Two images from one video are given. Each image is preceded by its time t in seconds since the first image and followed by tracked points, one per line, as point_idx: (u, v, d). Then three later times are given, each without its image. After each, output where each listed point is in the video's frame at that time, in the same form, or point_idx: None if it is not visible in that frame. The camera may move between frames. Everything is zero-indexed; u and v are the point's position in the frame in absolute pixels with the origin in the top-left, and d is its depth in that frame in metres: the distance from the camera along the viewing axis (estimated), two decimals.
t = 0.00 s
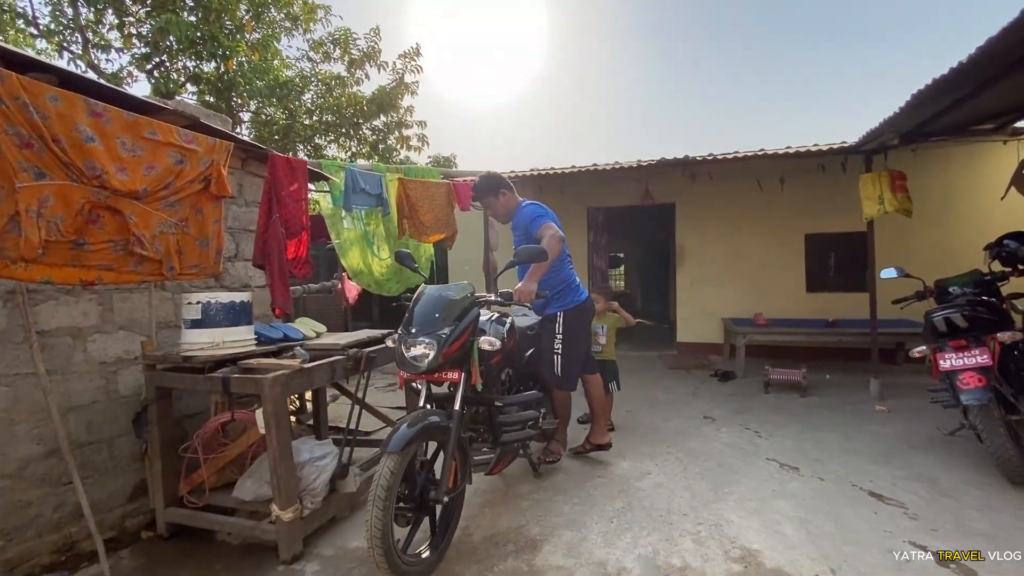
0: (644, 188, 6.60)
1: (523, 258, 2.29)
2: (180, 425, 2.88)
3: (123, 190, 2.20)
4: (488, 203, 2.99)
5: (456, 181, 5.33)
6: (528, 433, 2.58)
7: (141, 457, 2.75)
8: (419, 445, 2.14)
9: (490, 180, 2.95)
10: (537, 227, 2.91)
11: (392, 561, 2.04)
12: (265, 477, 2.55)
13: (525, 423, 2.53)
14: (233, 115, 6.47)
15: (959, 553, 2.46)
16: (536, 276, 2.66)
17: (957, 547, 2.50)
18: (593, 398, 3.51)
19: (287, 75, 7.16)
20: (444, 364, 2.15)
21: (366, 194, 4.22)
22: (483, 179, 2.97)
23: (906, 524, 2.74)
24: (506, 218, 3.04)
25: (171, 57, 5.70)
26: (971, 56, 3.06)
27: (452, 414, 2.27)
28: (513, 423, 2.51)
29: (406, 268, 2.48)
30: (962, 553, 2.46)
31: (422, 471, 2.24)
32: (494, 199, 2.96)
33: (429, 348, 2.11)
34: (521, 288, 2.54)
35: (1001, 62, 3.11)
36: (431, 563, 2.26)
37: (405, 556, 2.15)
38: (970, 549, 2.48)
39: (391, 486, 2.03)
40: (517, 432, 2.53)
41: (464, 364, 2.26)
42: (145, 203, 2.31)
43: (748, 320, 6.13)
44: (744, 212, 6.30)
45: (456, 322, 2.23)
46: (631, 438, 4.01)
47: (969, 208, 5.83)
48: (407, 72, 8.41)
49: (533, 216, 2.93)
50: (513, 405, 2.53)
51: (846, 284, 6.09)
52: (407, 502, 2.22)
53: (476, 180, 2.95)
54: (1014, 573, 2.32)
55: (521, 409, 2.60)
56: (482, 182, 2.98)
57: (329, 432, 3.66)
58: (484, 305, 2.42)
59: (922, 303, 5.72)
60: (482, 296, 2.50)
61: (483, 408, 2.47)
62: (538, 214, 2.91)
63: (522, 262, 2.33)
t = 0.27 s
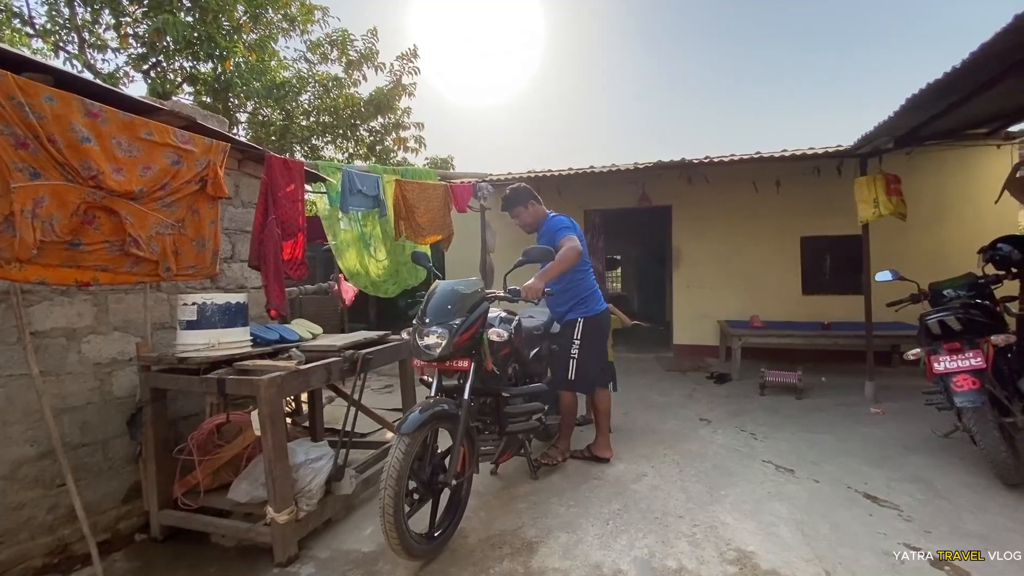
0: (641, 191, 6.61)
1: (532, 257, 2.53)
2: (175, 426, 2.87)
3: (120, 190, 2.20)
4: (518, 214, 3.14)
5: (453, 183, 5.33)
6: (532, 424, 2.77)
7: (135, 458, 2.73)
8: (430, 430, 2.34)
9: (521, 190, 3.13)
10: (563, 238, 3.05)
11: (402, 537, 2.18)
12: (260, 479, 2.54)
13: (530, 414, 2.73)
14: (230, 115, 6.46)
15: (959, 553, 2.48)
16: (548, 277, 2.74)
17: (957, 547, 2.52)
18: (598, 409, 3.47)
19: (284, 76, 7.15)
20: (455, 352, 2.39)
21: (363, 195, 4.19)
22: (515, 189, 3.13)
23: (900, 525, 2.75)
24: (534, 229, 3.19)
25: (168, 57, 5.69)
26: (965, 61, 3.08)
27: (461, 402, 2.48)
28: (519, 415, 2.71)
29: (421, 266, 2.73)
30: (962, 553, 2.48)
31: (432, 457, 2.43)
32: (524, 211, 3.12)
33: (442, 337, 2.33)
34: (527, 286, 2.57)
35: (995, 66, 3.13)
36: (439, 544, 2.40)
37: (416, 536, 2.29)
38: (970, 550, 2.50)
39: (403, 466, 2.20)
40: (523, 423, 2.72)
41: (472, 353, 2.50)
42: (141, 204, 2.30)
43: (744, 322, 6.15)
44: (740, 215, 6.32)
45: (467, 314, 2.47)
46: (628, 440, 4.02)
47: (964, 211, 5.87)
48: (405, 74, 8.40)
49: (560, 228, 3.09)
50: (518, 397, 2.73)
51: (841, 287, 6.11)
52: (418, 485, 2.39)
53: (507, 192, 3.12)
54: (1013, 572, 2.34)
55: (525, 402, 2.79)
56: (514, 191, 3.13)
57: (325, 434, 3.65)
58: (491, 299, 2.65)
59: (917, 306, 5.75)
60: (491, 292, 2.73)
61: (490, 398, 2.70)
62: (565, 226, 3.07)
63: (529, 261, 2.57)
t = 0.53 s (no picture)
0: (638, 194, 6.63)
1: (528, 263, 2.55)
2: (170, 429, 2.85)
3: (116, 191, 2.19)
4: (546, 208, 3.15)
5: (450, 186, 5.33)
6: (528, 429, 2.79)
7: (129, 461, 2.72)
8: (426, 439, 2.35)
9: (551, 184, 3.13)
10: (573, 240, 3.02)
11: (400, 547, 2.19)
12: (256, 481, 2.53)
13: (526, 420, 2.73)
14: (227, 117, 6.45)
15: (959, 553, 2.52)
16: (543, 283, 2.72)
17: (958, 548, 2.56)
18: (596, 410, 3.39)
19: (282, 78, 7.16)
20: (452, 360, 2.39)
21: (360, 197, 4.19)
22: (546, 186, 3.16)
23: (895, 529, 2.76)
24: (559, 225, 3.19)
25: (165, 58, 5.68)
26: (958, 68, 3.11)
27: (457, 410, 2.49)
28: (515, 421, 2.71)
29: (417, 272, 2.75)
30: (964, 554, 2.52)
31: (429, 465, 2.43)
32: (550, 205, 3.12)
33: (437, 346, 2.33)
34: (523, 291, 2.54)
35: (987, 73, 3.17)
36: (437, 552, 2.40)
37: (414, 545, 2.30)
38: (972, 551, 2.54)
39: (400, 476, 2.21)
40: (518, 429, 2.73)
41: (469, 360, 2.50)
42: (137, 205, 2.30)
43: (740, 326, 6.17)
44: (737, 219, 6.34)
45: (463, 321, 2.47)
46: (624, 443, 4.02)
47: (958, 216, 5.91)
48: (402, 77, 8.41)
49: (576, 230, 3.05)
50: (515, 403, 2.74)
51: (836, 291, 6.14)
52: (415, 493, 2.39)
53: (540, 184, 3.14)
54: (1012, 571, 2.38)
55: (521, 408, 2.80)
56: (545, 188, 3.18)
57: (321, 436, 3.64)
58: (487, 306, 2.66)
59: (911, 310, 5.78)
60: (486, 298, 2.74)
61: (487, 404, 2.69)
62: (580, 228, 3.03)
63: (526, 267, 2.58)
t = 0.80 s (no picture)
0: (635, 199, 6.64)
1: (524, 266, 2.55)
2: (166, 431, 2.84)
3: (114, 193, 2.18)
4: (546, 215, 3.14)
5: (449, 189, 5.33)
6: (526, 433, 2.78)
7: (125, 464, 2.70)
8: (423, 442, 2.35)
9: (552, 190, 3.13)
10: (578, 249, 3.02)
11: (397, 551, 2.19)
12: (252, 485, 2.52)
13: (524, 423, 2.73)
14: (225, 119, 6.45)
15: (961, 553, 2.57)
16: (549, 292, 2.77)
17: (958, 548, 2.59)
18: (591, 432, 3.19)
19: (280, 80, 7.16)
20: (449, 362, 2.39)
21: (358, 200, 4.18)
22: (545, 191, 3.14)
23: (891, 533, 2.76)
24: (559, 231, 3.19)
25: (163, 60, 5.68)
26: (953, 75, 3.13)
27: (454, 413, 2.48)
28: (513, 424, 2.71)
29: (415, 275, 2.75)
30: (963, 555, 2.55)
31: (427, 468, 2.43)
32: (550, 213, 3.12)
33: (435, 348, 2.33)
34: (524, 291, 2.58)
35: (981, 80, 3.19)
36: (435, 555, 2.39)
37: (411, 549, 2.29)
38: (971, 551, 2.57)
39: (396, 480, 2.21)
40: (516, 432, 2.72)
41: (467, 363, 2.50)
42: (135, 207, 2.29)
43: (737, 330, 6.18)
44: (734, 223, 6.36)
45: (461, 324, 2.47)
46: (622, 447, 4.02)
47: (953, 222, 5.94)
48: (401, 80, 8.42)
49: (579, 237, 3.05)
50: (512, 407, 2.74)
51: (833, 295, 6.16)
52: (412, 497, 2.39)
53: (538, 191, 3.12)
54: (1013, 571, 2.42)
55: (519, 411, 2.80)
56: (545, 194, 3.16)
57: (317, 440, 3.63)
58: (485, 309, 2.65)
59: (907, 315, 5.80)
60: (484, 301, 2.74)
61: (484, 407, 2.69)
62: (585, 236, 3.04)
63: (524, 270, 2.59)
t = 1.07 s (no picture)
0: (632, 203, 6.66)
1: (522, 268, 2.55)
2: (160, 434, 2.82)
3: (111, 194, 2.18)
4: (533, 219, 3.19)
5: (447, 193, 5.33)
6: (523, 436, 2.78)
7: (119, 466, 2.69)
8: (419, 446, 2.34)
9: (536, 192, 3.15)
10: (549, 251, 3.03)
11: (392, 554, 2.18)
12: (247, 488, 2.50)
13: (521, 427, 2.73)
14: (223, 120, 6.44)
15: (961, 554, 2.60)
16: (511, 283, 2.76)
17: (959, 549, 2.65)
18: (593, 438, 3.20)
19: (278, 82, 7.15)
20: (446, 365, 2.39)
21: (356, 203, 4.18)
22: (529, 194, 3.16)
23: (886, 538, 2.77)
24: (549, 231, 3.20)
25: (161, 61, 5.67)
26: (947, 83, 3.16)
27: (451, 417, 2.49)
28: (510, 428, 2.71)
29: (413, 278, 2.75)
30: (964, 555, 2.61)
31: (423, 472, 2.42)
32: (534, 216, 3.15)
33: (432, 351, 2.34)
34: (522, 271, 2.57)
35: (975, 88, 3.22)
36: (431, 559, 2.39)
37: (407, 553, 2.29)
38: (972, 552, 2.63)
39: (392, 483, 2.21)
40: (513, 436, 2.72)
41: (463, 367, 2.50)
42: (132, 208, 2.28)
43: (733, 335, 6.19)
44: (730, 228, 6.38)
45: (458, 327, 2.47)
46: (618, 451, 4.02)
47: (948, 228, 5.98)
48: (399, 83, 8.43)
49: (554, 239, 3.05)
50: (509, 410, 2.74)
51: (828, 300, 6.19)
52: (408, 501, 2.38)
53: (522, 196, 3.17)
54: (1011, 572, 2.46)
55: (516, 415, 2.80)
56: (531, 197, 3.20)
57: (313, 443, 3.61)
58: (483, 312, 2.65)
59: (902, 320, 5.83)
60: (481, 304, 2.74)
61: (481, 411, 2.69)
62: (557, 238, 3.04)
63: (521, 272, 2.59)
